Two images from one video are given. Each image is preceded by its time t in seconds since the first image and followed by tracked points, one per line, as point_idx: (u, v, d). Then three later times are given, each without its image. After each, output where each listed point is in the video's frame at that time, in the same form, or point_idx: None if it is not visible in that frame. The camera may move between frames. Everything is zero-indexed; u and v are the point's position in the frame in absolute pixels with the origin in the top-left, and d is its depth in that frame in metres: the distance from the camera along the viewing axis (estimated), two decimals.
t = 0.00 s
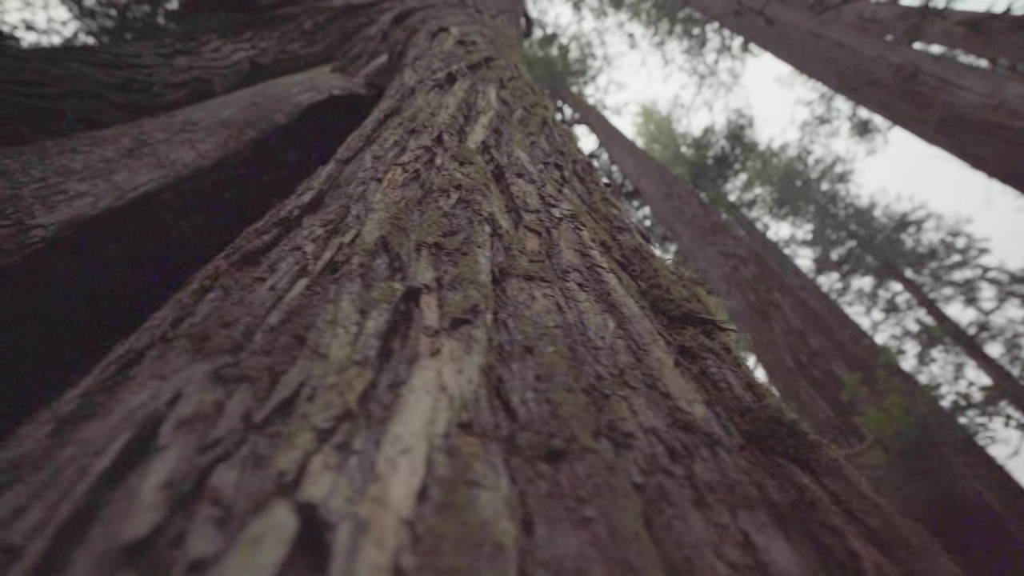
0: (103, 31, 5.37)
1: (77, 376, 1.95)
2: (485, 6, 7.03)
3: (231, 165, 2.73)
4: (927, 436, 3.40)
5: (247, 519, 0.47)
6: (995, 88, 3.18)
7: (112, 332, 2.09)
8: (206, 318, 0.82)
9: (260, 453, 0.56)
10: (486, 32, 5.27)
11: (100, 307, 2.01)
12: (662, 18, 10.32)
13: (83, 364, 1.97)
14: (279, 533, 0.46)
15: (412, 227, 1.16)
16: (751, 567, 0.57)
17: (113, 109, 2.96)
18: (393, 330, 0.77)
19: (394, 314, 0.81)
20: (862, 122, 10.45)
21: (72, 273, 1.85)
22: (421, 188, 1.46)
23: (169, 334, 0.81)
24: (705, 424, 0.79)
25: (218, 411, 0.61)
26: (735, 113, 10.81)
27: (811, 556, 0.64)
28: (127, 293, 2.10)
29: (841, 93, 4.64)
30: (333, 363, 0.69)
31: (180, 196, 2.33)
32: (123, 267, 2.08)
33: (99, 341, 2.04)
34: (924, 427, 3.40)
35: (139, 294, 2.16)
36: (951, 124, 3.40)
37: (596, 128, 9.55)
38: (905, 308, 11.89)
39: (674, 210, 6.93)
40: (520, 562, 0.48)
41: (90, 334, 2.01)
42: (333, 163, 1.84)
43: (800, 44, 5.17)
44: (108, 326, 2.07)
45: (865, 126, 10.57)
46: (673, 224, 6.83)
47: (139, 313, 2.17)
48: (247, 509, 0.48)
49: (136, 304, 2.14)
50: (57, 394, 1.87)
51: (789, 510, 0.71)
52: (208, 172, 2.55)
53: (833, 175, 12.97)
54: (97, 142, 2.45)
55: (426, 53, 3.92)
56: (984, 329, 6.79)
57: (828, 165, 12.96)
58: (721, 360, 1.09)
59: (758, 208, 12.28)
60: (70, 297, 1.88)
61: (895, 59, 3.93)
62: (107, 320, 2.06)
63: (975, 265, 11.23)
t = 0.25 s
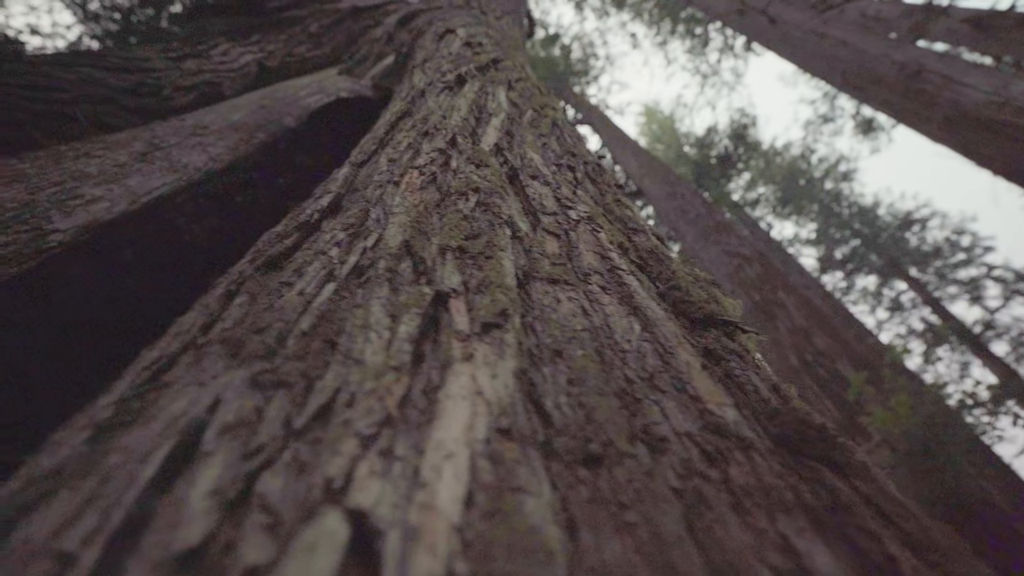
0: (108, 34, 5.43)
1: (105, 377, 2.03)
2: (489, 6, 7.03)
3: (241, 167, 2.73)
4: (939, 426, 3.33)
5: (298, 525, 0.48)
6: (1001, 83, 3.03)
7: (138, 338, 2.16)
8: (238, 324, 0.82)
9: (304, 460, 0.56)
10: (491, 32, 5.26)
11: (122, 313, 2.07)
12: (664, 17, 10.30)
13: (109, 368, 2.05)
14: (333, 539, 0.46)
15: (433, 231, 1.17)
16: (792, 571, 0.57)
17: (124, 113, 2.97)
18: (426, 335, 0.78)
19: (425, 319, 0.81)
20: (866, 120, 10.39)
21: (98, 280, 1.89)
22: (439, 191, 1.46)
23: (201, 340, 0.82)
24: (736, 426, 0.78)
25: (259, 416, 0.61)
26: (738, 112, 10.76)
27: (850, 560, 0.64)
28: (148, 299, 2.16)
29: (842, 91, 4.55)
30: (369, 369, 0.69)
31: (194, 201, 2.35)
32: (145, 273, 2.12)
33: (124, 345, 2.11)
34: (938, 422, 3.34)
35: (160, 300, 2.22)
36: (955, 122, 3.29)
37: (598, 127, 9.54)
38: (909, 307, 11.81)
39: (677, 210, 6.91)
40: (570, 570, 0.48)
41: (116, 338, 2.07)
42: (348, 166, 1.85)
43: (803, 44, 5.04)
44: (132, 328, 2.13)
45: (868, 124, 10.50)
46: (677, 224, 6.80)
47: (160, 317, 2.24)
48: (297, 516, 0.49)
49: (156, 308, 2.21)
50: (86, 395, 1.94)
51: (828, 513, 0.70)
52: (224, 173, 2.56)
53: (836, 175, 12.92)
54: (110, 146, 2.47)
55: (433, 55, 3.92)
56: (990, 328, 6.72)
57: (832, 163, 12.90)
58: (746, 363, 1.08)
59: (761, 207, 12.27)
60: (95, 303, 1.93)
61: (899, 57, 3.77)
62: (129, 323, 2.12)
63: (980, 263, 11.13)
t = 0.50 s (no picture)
0: (111, 37, 5.37)
1: (128, 383, 2.08)
2: (491, 8, 7.03)
3: (252, 170, 2.72)
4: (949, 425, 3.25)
5: (349, 532, 0.48)
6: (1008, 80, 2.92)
7: (159, 344, 2.21)
8: (269, 330, 0.82)
9: (348, 467, 0.56)
10: (495, 34, 5.25)
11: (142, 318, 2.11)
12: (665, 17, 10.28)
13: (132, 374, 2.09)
14: (385, 546, 0.46)
15: (455, 234, 1.17)
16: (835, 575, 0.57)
17: (134, 118, 2.98)
18: (458, 340, 0.78)
19: (455, 324, 0.81)
20: (869, 118, 10.34)
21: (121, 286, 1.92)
22: (457, 194, 1.46)
23: (232, 346, 0.82)
24: (768, 430, 0.78)
25: (300, 423, 0.61)
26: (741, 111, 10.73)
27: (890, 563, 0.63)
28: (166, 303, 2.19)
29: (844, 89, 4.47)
30: (404, 375, 0.69)
31: (209, 203, 2.35)
32: (164, 278, 2.15)
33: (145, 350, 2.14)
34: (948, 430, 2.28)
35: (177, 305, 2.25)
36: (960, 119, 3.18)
37: (600, 127, 9.53)
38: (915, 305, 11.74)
39: (681, 209, 6.89)
40: None
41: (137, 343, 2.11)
42: (362, 170, 1.85)
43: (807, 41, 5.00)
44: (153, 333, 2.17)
45: (872, 122, 10.44)
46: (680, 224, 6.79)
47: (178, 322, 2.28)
48: (346, 524, 0.49)
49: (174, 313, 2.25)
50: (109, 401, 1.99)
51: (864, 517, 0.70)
52: (235, 176, 2.57)
53: (840, 173, 12.86)
54: (122, 151, 2.48)
55: (439, 58, 3.93)
56: (996, 326, 6.66)
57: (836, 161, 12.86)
58: (770, 364, 1.08)
59: (764, 206, 12.24)
60: (116, 309, 1.96)
61: (903, 54, 3.62)
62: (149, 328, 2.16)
63: (986, 261, 11.05)
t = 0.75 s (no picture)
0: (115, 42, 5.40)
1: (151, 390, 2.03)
2: (494, 9, 7.03)
3: (263, 173, 2.72)
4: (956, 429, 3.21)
5: (400, 537, 0.48)
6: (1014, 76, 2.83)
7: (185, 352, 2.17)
8: (300, 336, 0.83)
9: (392, 474, 0.56)
10: (500, 34, 5.26)
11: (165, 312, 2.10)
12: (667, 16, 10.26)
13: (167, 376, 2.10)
14: (438, 553, 0.46)
15: (476, 238, 1.17)
16: None
17: (144, 123, 3.00)
18: (490, 345, 0.78)
19: (486, 329, 0.81)
20: (872, 115, 10.30)
21: (139, 283, 1.92)
22: (475, 197, 1.46)
23: (264, 352, 0.82)
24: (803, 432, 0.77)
25: (341, 429, 0.61)
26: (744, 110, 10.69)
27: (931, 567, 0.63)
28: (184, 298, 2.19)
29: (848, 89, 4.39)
30: (439, 380, 0.69)
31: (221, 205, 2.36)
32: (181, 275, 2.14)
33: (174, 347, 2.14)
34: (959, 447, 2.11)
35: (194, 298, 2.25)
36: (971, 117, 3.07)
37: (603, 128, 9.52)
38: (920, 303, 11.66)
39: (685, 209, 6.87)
40: None
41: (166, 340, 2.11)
42: (377, 173, 1.86)
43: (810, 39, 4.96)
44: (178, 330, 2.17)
45: (876, 120, 10.39)
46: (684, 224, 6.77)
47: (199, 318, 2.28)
48: (395, 531, 0.49)
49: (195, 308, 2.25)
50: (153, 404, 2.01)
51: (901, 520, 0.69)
52: (246, 180, 2.57)
53: (844, 171, 12.81)
54: (135, 155, 2.48)
55: (445, 60, 3.94)
56: (1003, 324, 6.61)
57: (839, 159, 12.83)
58: (796, 365, 1.08)
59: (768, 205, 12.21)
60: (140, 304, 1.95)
61: (906, 51, 3.51)
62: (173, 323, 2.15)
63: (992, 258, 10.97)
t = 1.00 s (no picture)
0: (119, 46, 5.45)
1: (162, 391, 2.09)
2: (497, 9, 7.03)
3: (275, 176, 2.73)
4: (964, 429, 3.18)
5: (452, 544, 0.48)
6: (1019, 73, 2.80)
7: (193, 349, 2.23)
8: (332, 341, 0.83)
9: (437, 481, 0.56)
10: (506, 35, 5.26)
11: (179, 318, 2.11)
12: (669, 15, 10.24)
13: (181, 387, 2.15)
14: (492, 560, 0.46)
15: (498, 241, 1.17)
16: None
17: (155, 127, 3.01)
18: (523, 349, 0.78)
19: (517, 333, 0.81)
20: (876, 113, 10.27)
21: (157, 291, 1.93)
22: (493, 199, 1.47)
23: (296, 358, 0.83)
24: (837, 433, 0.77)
25: (382, 434, 0.61)
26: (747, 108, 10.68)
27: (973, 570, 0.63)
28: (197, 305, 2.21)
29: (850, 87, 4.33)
30: (476, 385, 0.69)
31: (234, 209, 2.36)
32: (195, 282, 2.16)
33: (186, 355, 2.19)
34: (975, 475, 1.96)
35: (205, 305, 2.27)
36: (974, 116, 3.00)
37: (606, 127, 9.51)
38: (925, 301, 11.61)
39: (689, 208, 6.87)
40: None
41: (177, 345, 2.14)
42: (392, 176, 1.86)
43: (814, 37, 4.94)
44: (190, 338, 2.20)
45: (879, 117, 10.35)
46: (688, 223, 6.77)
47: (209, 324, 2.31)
48: (446, 538, 0.49)
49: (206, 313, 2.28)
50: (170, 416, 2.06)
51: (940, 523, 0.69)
52: (258, 183, 2.58)
53: (847, 168, 12.77)
54: (147, 160, 2.49)
55: (452, 61, 3.94)
56: (1008, 321, 6.58)
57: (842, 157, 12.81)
58: (821, 366, 1.07)
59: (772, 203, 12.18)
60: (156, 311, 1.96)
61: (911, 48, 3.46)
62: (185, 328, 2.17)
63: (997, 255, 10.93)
